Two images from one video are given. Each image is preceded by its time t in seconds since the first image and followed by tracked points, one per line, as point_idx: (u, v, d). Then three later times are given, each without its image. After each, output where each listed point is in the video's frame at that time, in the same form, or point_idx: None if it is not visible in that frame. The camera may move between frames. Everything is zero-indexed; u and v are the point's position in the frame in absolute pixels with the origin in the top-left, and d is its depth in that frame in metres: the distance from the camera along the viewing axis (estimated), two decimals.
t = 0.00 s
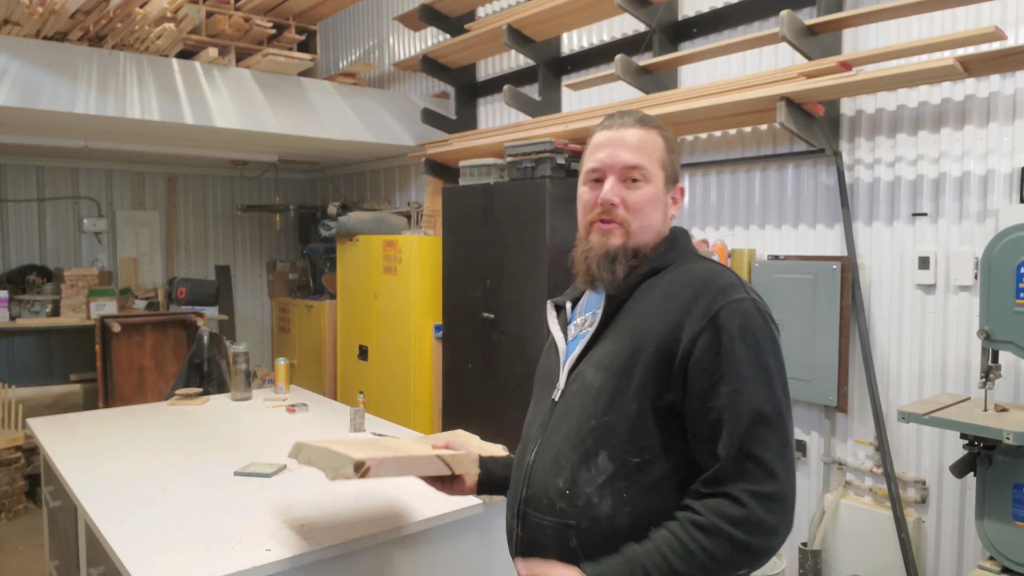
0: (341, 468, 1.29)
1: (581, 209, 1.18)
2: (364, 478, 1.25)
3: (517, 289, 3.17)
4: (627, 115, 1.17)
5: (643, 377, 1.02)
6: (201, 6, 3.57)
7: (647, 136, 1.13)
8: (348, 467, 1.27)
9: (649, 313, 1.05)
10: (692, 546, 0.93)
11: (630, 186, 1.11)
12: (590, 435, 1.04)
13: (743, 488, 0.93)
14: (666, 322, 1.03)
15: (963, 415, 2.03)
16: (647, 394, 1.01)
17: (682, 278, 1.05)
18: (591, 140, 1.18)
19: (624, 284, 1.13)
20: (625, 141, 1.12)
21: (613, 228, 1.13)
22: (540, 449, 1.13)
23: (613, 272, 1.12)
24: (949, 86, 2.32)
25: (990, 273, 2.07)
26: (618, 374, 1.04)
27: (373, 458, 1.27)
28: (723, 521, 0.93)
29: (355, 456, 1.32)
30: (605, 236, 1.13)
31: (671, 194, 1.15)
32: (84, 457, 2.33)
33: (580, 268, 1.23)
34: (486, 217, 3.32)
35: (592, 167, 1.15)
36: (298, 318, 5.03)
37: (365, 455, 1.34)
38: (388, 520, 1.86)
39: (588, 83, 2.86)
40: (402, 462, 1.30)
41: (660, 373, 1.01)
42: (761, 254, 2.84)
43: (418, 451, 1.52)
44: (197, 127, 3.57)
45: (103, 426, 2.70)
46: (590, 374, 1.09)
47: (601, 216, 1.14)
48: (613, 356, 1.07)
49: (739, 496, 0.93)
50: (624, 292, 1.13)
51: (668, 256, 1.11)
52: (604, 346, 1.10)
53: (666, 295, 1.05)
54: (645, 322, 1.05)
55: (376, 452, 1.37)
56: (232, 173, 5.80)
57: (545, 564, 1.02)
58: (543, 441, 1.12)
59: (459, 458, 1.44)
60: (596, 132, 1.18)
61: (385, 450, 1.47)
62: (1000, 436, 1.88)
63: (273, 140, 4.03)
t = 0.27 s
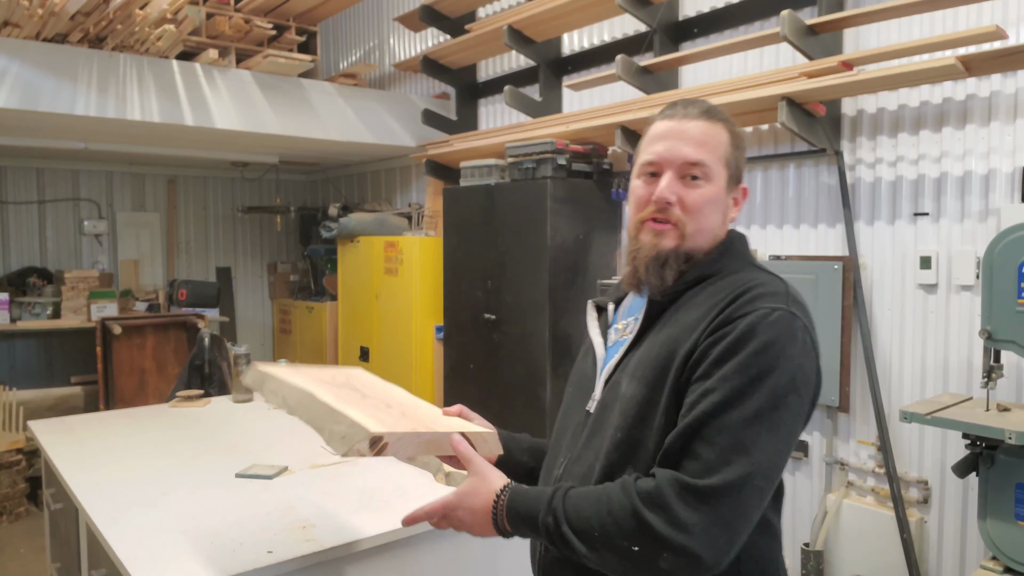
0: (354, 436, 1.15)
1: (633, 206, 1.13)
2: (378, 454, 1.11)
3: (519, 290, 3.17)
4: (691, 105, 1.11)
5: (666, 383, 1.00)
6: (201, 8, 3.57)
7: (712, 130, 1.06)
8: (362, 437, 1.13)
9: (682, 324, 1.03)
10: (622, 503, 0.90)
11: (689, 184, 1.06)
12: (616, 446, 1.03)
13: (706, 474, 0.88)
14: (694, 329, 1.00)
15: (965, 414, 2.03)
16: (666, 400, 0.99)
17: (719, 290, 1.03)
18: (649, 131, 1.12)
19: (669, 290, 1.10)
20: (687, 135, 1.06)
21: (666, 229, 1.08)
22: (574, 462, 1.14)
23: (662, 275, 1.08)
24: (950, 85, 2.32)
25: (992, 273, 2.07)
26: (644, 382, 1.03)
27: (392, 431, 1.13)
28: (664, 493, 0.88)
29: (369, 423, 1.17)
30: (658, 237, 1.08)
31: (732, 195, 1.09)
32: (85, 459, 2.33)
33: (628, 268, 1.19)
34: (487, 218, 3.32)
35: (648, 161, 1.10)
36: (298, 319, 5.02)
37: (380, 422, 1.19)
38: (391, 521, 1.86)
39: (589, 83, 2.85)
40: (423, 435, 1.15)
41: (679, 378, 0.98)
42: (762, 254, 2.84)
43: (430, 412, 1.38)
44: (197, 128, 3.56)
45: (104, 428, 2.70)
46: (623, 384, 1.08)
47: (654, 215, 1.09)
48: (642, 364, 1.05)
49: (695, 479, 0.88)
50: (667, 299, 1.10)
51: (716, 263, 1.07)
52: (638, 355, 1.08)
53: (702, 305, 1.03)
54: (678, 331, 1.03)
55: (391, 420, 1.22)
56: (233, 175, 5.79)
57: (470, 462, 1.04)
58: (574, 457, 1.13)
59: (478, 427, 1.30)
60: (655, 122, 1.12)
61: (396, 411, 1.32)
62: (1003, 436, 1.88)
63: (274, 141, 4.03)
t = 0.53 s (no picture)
0: (393, 451, 0.86)
1: (686, 197, 1.07)
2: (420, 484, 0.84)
3: (516, 289, 3.18)
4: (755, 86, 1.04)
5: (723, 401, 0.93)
6: (199, 7, 3.58)
7: (775, 117, 1.00)
8: (406, 453, 0.84)
9: (738, 336, 0.97)
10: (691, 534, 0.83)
11: (747, 175, 1.00)
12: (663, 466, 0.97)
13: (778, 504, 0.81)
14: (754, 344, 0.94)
15: (959, 414, 2.04)
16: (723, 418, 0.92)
17: (778, 299, 0.97)
18: (707, 113, 1.06)
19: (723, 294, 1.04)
20: (750, 121, 1.00)
21: (719, 225, 1.03)
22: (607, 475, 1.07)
23: (713, 277, 1.03)
24: (946, 86, 2.33)
25: (987, 273, 2.08)
26: (694, 398, 0.96)
27: (447, 455, 0.84)
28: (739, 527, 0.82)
29: (415, 434, 0.86)
30: (710, 234, 1.03)
31: (794, 191, 1.03)
32: (83, 457, 2.34)
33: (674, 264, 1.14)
34: (485, 218, 3.33)
35: (703, 149, 1.04)
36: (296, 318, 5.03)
37: (425, 428, 0.90)
38: (388, 519, 1.86)
39: (587, 83, 2.87)
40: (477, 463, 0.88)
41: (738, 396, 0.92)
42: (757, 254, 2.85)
43: (467, 400, 1.10)
44: (196, 127, 3.57)
45: (102, 426, 2.70)
46: (668, 400, 1.01)
47: (708, 210, 1.04)
48: (694, 379, 0.99)
49: (767, 512, 0.82)
50: (720, 304, 1.04)
51: (775, 268, 1.02)
52: (686, 369, 1.03)
53: (760, 316, 0.97)
54: (733, 344, 0.97)
55: (436, 425, 0.93)
56: (231, 174, 5.81)
57: (515, 447, 0.90)
58: (610, 469, 1.07)
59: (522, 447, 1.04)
60: (713, 105, 1.05)
61: (433, 397, 1.03)
62: (996, 436, 1.89)
63: (272, 140, 4.04)
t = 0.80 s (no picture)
0: (482, 434, 0.74)
1: (726, 195, 1.03)
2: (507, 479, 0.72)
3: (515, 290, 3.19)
4: (807, 74, 0.98)
5: (799, 427, 0.87)
6: (199, 8, 3.60)
7: (826, 109, 0.95)
8: (500, 440, 0.72)
9: (809, 354, 0.91)
10: None
11: (796, 173, 0.95)
12: (739, 495, 0.90)
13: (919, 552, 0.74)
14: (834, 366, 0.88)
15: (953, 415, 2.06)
16: (806, 447, 0.86)
17: (846, 311, 0.91)
18: (751, 105, 1.00)
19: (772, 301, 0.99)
20: (798, 114, 0.94)
21: (762, 226, 0.98)
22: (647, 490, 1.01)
23: (759, 283, 0.98)
24: (942, 88, 2.34)
25: (983, 275, 2.09)
26: (769, 423, 0.90)
27: (549, 452, 0.71)
28: None
29: (515, 420, 0.73)
30: (753, 235, 0.99)
31: (844, 189, 0.98)
32: (83, 456, 2.35)
33: (712, 265, 1.10)
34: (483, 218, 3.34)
35: (747, 142, 0.99)
36: (295, 318, 5.05)
37: (528, 415, 0.77)
38: (388, 517, 1.88)
39: (585, 83, 2.87)
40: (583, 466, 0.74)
41: (820, 423, 0.86)
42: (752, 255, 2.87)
43: (588, 386, 0.95)
44: (196, 128, 3.58)
45: (101, 425, 2.71)
46: (727, 416, 0.95)
47: (750, 210, 0.99)
48: (763, 401, 0.92)
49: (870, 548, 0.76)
50: (770, 313, 0.99)
51: (827, 273, 0.98)
52: (743, 388, 0.96)
53: (830, 330, 0.91)
54: (804, 363, 0.91)
55: (542, 412, 0.79)
56: (230, 175, 5.82)
57: (641, 474, 0.74)
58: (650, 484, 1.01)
59: (650, 450, 0.88)
60: (756, 95, 1.00)
61: (546, 376, 0.89)
62: (992, 436, 1.91)
63: (271, 141, 4.05)
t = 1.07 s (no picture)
0: (493, 453, 0.81)
1: (735, 202, 0.96)
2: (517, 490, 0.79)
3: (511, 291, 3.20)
4: (818, 72, 0.91)
5: (827, 439, 0.83)
6: (198, 8, 3.61)
7: (840, 111, 0.88)
8: (505, 460, 0.79)
9: (831, 359, 0.87)
10: None
11: (809, 181, 0.89)
12: (759, 503, 0.86)
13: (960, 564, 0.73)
14: (861, 372, 0.84)
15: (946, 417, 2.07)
16: (832, 456, 0.82)
17: (866, 315, 0.88)
18: (757, 106, 0.93)
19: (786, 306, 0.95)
20: (811, 118, 0.88)
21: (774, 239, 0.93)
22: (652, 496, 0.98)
23: (773, 296, 0.94)
24: (936, 91, 2.35)
25: (976, 277, 2.11)
26: (791, 433, 0.85)
27: (552, 466, 0.77)
28: None
29: (519, 437, 0.81)
30: (764, 250, 0.93)
31: (856, 194, 0.93)
32: (80, 454, 2.36)
33: (720, 273, 1.04)
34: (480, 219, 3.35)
35: (758, 149, 0.92)
36: (292, 318, 5.07)
37: (537, 428, 0.83)
38: (385, 515, 1.90)
39: (581, 85, 2.88)
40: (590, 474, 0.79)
41: (846, 432, 0.83)
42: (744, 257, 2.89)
43: (614, 381, 0.96)
44: (194, 128, 3.60)
45: (97, 424, 2.72)
46: (742, 425, 0.91)
47: (761, 220, 0.93)
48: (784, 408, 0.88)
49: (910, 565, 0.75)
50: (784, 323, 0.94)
51: (839, 275, 0.94)
52: (758, 393, 0.92)
53: (852, 334, 0.87)
54: (826, 370, 0.87)
55: (553, 421, 0.85)
56: (228, 174, 5.84)
57: (655, 471, 0.77)
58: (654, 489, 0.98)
59: (676, 443, 0.89)
60: (763, 96, 0.93)
61: (568, 382, 0.93)
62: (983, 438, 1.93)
63: (269, 141, 4.06)
